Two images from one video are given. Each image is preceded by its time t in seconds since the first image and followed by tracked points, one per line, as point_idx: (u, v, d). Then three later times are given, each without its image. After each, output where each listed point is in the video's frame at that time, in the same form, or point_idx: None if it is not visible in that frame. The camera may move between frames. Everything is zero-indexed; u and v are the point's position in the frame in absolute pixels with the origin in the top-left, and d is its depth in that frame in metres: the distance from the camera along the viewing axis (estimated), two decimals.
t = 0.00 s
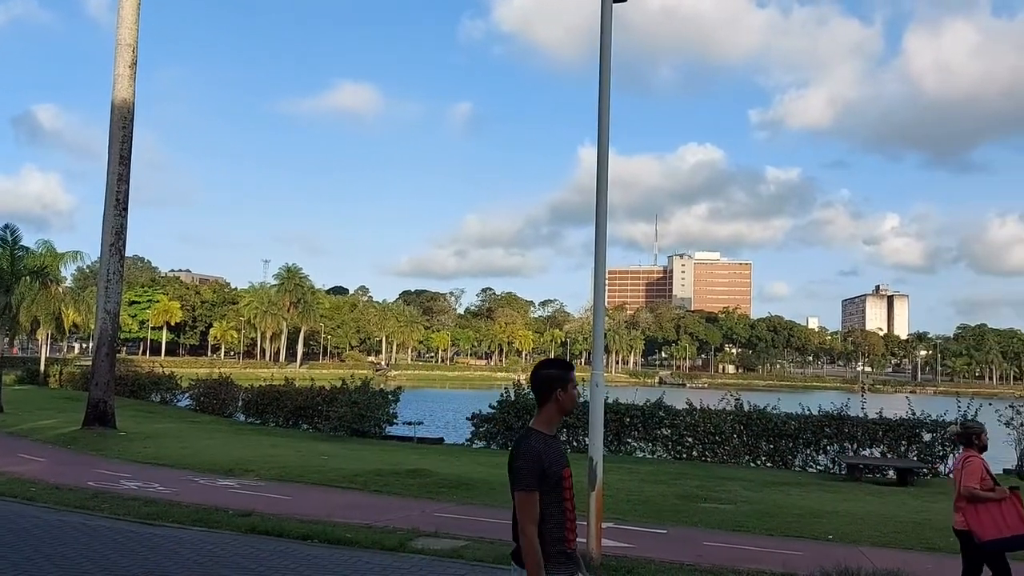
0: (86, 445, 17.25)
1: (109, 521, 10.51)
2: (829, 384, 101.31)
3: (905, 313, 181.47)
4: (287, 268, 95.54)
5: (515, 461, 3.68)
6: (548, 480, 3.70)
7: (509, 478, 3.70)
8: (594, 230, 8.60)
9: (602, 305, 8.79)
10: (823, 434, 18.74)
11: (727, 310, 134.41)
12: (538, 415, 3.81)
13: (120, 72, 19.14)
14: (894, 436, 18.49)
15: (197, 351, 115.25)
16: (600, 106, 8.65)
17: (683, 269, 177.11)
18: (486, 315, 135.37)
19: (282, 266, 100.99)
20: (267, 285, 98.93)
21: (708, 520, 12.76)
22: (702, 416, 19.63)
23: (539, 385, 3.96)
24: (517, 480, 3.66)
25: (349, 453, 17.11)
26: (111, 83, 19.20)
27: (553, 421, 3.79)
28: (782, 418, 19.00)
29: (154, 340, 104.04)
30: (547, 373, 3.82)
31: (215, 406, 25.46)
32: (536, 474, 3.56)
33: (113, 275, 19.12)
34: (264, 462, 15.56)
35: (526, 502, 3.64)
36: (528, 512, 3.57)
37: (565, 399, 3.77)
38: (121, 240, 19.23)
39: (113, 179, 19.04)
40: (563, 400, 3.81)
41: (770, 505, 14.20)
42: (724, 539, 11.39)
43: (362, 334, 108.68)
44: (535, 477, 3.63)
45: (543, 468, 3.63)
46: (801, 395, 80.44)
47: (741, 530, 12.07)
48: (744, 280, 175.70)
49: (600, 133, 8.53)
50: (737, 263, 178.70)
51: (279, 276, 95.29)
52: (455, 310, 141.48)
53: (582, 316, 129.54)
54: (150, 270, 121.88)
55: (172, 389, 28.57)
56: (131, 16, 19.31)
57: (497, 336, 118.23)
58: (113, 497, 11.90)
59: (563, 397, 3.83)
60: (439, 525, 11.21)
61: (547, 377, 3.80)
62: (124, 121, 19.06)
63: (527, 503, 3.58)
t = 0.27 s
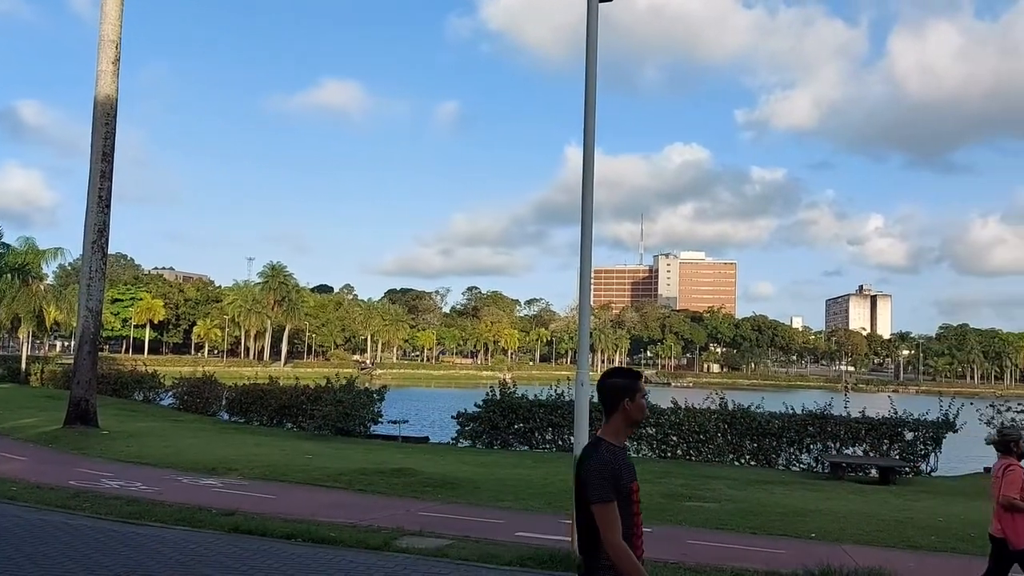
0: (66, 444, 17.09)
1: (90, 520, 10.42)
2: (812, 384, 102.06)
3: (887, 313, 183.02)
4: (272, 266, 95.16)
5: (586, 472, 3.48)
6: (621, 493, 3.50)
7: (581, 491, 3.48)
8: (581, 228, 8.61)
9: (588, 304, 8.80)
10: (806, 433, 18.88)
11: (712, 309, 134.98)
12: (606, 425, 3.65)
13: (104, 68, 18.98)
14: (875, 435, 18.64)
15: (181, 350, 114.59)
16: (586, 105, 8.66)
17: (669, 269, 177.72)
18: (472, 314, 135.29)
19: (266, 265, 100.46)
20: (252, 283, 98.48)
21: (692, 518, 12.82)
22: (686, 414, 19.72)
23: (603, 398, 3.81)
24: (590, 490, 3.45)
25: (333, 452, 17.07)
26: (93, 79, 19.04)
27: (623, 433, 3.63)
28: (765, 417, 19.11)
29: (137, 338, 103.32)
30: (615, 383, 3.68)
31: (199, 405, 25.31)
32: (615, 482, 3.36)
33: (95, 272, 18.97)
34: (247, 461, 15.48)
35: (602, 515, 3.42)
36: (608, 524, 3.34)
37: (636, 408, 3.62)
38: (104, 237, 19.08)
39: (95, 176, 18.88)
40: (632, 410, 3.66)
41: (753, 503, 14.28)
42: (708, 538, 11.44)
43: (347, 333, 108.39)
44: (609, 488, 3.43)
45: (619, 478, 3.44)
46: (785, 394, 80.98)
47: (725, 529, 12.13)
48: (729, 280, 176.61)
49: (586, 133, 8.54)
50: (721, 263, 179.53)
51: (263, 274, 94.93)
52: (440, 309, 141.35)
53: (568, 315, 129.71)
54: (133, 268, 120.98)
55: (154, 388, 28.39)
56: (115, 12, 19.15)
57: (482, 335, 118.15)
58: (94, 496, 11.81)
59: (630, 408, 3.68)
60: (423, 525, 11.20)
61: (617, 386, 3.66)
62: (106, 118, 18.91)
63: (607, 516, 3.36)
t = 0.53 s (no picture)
0: (42, 444, 16.88)
1: (66, 521, 10.30)
2: (791, 383, 102.85)
3: (866, 313, 184.85)
4: (252, 264, 94.52)
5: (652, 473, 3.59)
6: (685, 494, 3.60)
7: (644, 490, 3.60)
8: (561, 227, 8.63)
9: (568, 303, 8.82)
10: (785, 432, 19.01)
11: (693, 309, 135.62)
12: (673, 426, 3.75)
13: (81, 64, 18.78)
14: (853, 434, 18.80)
15: (159, 349, 113.55)
16: (566, 105, 8.68)
17: (650, 269, 178.43)
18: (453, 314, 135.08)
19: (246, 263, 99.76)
20: (231, 282, 97.79)
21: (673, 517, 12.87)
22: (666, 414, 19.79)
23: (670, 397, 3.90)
24: (653, 490, 3.56)
25: (314, 452, 16.99)
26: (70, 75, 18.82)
27: (689, 434, 3.72)
28: (745, 416, 19.23)
29: (114, 337, 102.31)
30: (681, 382, 3.75)
31: (177, 404, 25.10)
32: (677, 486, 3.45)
33: (72, 270, 18.77)
34: (226, 461, 15.37)
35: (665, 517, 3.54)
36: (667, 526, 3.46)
37: (703, 407, 3.68)
38: (81, 235, 18.87)
39: (73, 173, 18.67)
40: (700, 410, 3.73)
41: (732, 501, 14.38)
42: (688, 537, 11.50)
43: (327, 332, 107.93)
44: (675, 489, 3.53)
45: (682, 480, 3.52)
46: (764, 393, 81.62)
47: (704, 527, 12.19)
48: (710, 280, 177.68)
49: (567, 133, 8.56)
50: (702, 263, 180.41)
51: (243, 273, 94.31)
52: (422, 308, 141.08)
53: (549, 315, 129.87)
54: (110, 266, 119.67)
55: (132, 387, 28.13)
56: (93, 8, 18.95)
57: (464, 334, 117.99)
58: (70, 497, 11.68)
59: (699, 408, 3.75)
60: (404, 524, 11.17)
61: (684, 385, 3.74)
62: (84, 115, 18.70)
63: (664, 520, 3.48)
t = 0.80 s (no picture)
0: (19, 443, 16.70)
1: (44, 521, 10.19)
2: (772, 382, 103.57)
3: (845, 313, 186.58)
4: (233, 262, 93.88)
5: (724, 489, 3.37)
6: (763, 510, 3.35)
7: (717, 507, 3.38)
8: (544, 226, 8.65)
9: (552, 302, 8.82)
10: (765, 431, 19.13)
11: (675, 308, 136.22)
12: (747, 437, 3.47)
13: (60, 60, 18.58)
14: (833, 432, 18.97)
15: (138, 347, 112.53)
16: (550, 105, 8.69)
17: (633, 269, 179.01)
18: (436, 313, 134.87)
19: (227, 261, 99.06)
20: (212, 280, 97.07)
21: (654, 515, 12.93)
22: (649, 413, 19.87)
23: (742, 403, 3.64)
24: (727, 508, 3.33)
25: (295, 451, 16.92)
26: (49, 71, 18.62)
27: (763, 446, 3.44)
28: (726, 415, 19.35)
29: (93, 336, 101.31)
30: (754, 391, 3.48)
31: (157, 403, 24.92)
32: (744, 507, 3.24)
33: (50, 268, 18.58)
34: (207, 461, 15.27)
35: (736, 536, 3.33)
36: (737, 548, 3.26)
37: (776, 420, 3.42)
38: (59, 232, 18.69)
39: (51, 170, 18.47)
40: (774, 422, 3.46)
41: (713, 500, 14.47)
42: (669, 534, 11.58)
43: (309, 330, 107.42)
44: (749, 506, 3.32)
45: (755, 498, 3.29)
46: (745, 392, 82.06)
47: (686, 525, 12.26)
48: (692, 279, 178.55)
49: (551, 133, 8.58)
50: (684, 263, 181.35)
51: (224, 271, 93.63)
52: (404, 307, 140.78)
53: (532, 314, 129.97)
54: (90, 263, 118.53)
55: (111, 386, 27.90)
56: (72, 4, 18.77)
57: (447, 333, 117.78)
58: (48, 496, 11.55)
59: (772, 420, 3.48)
60: (385, 523, 11.16)
61: (758, 396, 3.46)
62: (63, 111, 18.52)
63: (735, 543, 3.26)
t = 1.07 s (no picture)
0: None
1: (20, 521, 10.07)
2: (752, 380, 104.25)
3: (825, 311, 188.06)
4: (212, 260, 93.13)
5: (814, 486, 3.25)
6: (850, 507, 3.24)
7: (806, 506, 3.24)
8: (527, 224, 8.65)
9: (534, 300, 8.83)
10: (745, 428, 19.26)
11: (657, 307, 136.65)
12: (826, 433, 3.37)
13: (37, 55, 18.36)
14: (813, 430, 19.13)
15: (116, 345, 111.40)
16: (533, 103, 8.71)
17: (615, 267, 179.50)
18: (418, 311, 134.55)
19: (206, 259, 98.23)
20: (192, 278, 96.25)
21: (635, 513, 12.99)
22: (630, 411, 19.94)
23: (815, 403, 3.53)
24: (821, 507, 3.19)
25: (275, 450, 16.83)
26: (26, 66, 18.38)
27: (841, 442, 3.36)
28: (707, 413, 19.46)
29: (70, 334, 100.18)
30: (833, 387, 3.38)
31: (135, 402, 24.70)
32: (848, 502, 3.10)
33: (27, 265, 18.36)
34: (186, 460, 15.15)
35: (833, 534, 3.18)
36: (840, 547, 3.11)
37: (858, 415, 3.33)
38: (36, 230, 18.47)
39: (28, 166, 18.24)
40: (854, 417, 3.36)
41: (693, 497, 14.56)
42: (650, 532, 11.63)
43: (290, 329, 106.81)
44: (846, 502, 3.18)
45: (852, 493, 3.18)
46: (726, 390, 82.44)
47: (667, 523, 12.32)
48: (673, 278, 179.29)
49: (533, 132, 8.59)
50: (666, 261, 182.14)
51: (203, 269, 92.86)
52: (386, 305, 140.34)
53: (514, 312, 129.98)
54: (67, 261, 117.17)
55: (89, 384, 27.61)
56: None
57: (429, 331, 117.50)
58: (24, 496, 11.42)
59: (851, 415, 3.38)
60: (366, 522, 11.14)
61: (838, 392, 3.36)
62: (40, 106, 18.30)
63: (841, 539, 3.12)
